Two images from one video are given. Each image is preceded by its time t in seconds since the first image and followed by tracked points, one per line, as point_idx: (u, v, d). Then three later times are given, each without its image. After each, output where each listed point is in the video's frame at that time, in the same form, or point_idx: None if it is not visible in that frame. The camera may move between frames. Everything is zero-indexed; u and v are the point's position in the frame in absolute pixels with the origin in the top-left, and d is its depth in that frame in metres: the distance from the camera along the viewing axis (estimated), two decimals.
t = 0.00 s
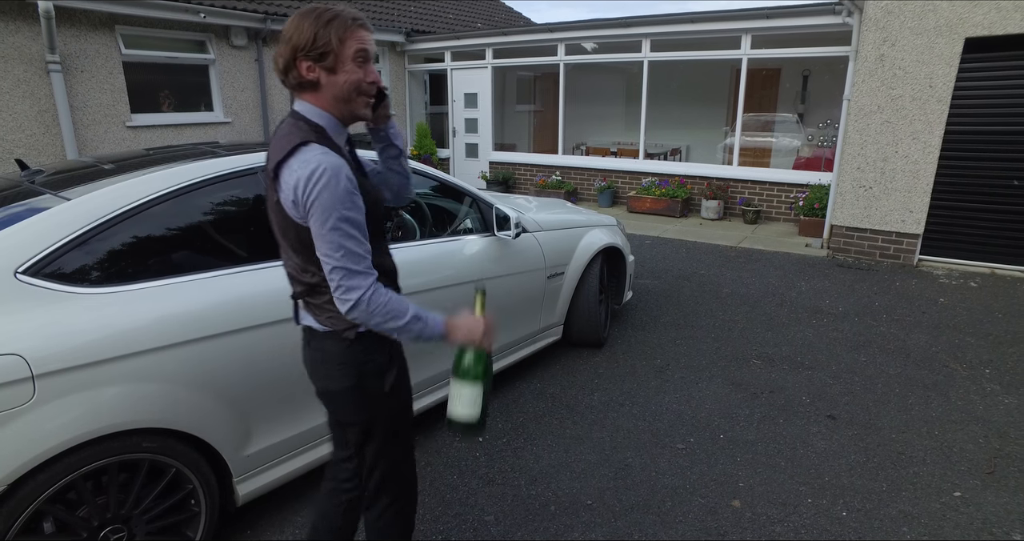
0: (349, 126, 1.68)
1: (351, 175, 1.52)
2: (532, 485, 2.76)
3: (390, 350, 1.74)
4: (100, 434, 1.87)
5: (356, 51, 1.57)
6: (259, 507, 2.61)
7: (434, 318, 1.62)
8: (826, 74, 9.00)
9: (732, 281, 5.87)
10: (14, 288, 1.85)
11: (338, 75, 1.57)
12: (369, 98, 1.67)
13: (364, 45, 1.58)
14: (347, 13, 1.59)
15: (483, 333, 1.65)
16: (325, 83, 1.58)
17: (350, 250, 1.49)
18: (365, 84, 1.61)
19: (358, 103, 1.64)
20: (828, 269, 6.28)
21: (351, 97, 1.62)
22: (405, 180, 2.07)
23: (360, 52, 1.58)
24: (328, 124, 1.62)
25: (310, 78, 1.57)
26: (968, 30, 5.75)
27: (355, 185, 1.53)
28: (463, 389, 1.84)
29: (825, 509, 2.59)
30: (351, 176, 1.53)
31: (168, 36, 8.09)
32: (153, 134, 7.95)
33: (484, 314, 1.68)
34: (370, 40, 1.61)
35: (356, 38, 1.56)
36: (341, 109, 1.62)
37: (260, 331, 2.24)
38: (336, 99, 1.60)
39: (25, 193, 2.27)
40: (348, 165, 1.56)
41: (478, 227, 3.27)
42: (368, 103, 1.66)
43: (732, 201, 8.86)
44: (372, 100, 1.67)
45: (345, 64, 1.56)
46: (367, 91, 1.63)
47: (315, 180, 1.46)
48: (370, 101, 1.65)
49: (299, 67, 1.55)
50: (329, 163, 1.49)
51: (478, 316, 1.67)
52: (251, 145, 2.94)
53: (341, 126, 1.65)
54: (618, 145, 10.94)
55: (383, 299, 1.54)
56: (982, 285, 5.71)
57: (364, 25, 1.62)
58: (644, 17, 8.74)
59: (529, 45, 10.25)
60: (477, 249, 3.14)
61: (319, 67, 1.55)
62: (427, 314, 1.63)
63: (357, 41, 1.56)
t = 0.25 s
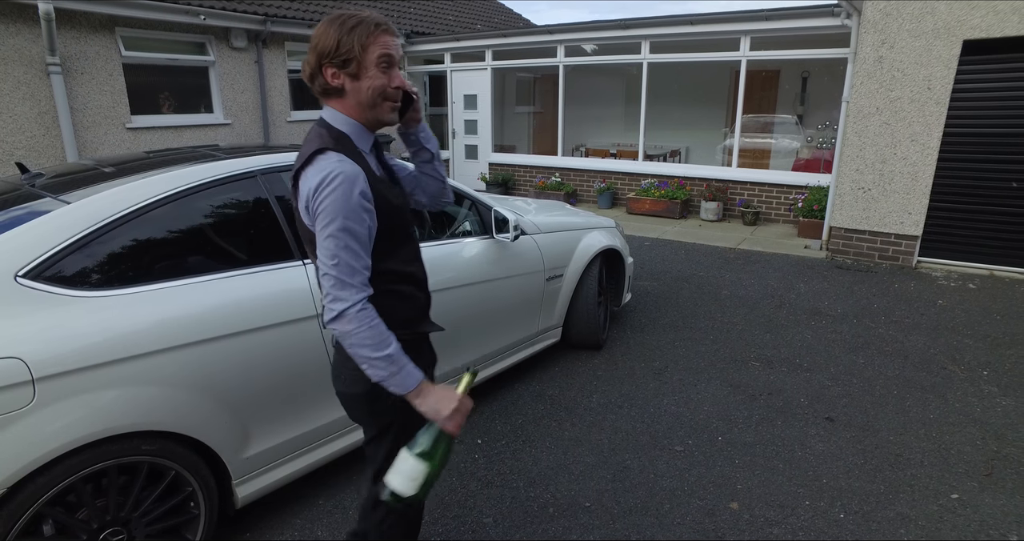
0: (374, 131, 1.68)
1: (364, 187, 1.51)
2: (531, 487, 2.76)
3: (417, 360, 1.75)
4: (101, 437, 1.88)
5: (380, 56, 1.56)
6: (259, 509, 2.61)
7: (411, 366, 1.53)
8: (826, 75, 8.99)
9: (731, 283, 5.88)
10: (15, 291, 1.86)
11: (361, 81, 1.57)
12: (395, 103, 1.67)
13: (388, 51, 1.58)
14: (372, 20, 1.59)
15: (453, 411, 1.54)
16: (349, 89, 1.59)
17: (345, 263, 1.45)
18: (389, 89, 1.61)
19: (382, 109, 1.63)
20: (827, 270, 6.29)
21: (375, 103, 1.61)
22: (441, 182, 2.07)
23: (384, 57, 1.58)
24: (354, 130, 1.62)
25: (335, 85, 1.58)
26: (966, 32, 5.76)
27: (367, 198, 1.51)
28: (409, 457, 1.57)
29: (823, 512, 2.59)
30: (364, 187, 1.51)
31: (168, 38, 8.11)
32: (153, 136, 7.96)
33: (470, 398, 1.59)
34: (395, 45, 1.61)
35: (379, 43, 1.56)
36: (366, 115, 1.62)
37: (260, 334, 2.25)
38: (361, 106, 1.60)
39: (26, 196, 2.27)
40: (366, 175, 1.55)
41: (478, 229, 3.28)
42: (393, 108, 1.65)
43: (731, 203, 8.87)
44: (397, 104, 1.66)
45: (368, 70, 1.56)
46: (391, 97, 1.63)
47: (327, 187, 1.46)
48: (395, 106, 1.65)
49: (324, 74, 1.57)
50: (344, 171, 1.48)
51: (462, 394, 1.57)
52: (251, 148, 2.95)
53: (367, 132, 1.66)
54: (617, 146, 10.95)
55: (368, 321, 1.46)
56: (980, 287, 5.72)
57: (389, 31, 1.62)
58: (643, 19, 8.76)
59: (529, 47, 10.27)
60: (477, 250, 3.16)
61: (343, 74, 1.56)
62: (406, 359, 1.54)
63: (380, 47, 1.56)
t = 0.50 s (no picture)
0: (394, 129, 1.66)
1: (361, 187, 1.50)
2: (529, 487, 2.77)
3: (425, 363, 1.73)
4: (100, 436, 1.89)
5: (390, 51, 1.56)
6: (258, 509, 2.62)
7: (380, 376, 1.53)
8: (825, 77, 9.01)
9: (730, 283, 5.88)
10: (14, 291, 1.87)
11: (373, 77, 1.57)
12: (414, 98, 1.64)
13: (399, 45, 1.57)
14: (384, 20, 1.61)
15: (407, 434, 1.54)
16: (364, 88, 1.59)
17: (330, 261, 1.47)
18: (404, 84, 1.59)
19: (398, 105, 1.61)
20: (826, 271, 6.30)
21: (390, 99, 1.59)
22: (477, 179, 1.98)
23: (395, 52, 1.57)
24: (371, 129, 1.61)
25: (352, 85, 1.60)
26: (963, 33, 5.78)
27: (363, 199, 1.50)
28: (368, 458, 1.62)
29: (821, 511, 2.60)
30: (361, 188, 1.50)
31: (168, 39, 8.12)
32: (153, 136, 7.96)
33: (429, 428, 1.56)
34: (407, 41, 1.60)
35: (388, 38, 1.56)
36: (383, 112, 1.61)
37: (259, 334, 2.25)
38: (377, 103, 1.59)
39: (25, 197, 2.28)
40: (369, 175, 1.53)
41: (476, 229, 3.29)
42: (410, 104, 1.62)
43: (730, 204, 8.87)
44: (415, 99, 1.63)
45: (379, 66, 1.56)
46: (406, 92, 1.60)
47: (322, 186, 1.48)
48: (412, 100, 1.62)
49: (340, 75, 1.59)
50: (342, 171, 1.48)
51: (421, 420, 1.56)
52: (251, 148, 2.96)
53: (385, 131, 1.63)
54: (617, 147, 10.96)
55: (344, 323, 1.47)
56: (979, 287, 5.73)
57: (401, 29, 1.62)
58: (642, 20, 8.77)
59: (528, 48, 10.28)
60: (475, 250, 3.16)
61: (357, 73, 1.57)
62: (379, 368, 1.54)
63: (390, 42, 1.56)
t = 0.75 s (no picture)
0: (418, 126, 1.66)
1: (373, 186, 1.52)
2: (526, 488, 2.77)
3: (441, 364, 1.70)
4: (97, 436, 1.89)
5: (411, 48, 1.57)
6: (256, 509, 2.62)
7: (391, 371, 1.54)
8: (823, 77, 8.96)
9: (729, 284, 5.89)
10: (12, 291, 1.87)
11: (396, 74, 1.58)
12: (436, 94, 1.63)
13: (420, 42, 1.58)
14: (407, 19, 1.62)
15: (415, 430, 1.54)
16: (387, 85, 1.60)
17: (343, 257, 1.50)
18: (424, 78, 1.58)
19: (421, 101, 1.61)
20: (825, 271, 6.31)
21: (412, 95, 1.60)
22: (508, 181, 1.93)
23: (416, 48, 1.58)
24: (394, 127, 1.63)
25: (377, 84, 1.62)
26: (961, 34, 5.78)
27: (375, 197, 1.52)
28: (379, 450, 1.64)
29: (818, 512, 2.60)
30: (373, 187, 1.52)
31: (167, 39, 8.12)
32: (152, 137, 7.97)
33: (437, 426, 1.55)
34: (430, 37, 1.61)
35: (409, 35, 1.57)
36: (407, 108, 1.62)
37: (257, 335, 2.26)
38: (400, 100, 1.61)
39: (23, 197, 2.28)
40: (382, 175, 1.55)
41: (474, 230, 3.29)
42: (433, 99, 1.62)
43: (730, 204, 8.87)
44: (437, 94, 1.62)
45: (401, 63, 1.57)
46: (429, 87, 1.61)
47: (338, 182, 1.51)
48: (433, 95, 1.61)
49: (366, 75, 1.62)
50: (355, 169, 1.51)
51: (429, 417, 1.55)
52: (249, 149, 2.96)
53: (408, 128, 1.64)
54: (616, 147, 10.97)
55: (355, 317, 1.50)
56: (978, 288, 5.73)
57: (425, 26, 1.63)
58: (641, 21, 8.78)
59: (528, 49, 10.29)
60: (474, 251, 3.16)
61: (381, 71, 1.59)
62: (390, 363, 1.55)
63: (412, 39, 1.57)
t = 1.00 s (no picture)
0: (453, 127, 1.69)
1: (400, 180, 1.56)
2: (524, 488, 2.78)
3: (463, 358, 1.72)
4: (95, 438, 1.89)
5: (448, 50, 1.60)
6: (254, 510, 2.63)
7: (413, 357, 1.57)
8: (821, 78, 8.95)
9: (726, 285, 5.90)
10: (11, 293, 1.88)
11: (433, 76, 1.62)
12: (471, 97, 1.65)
13: (458, 45, 1.61)
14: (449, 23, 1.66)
15: (434, 415, 1.56)
16: (425, 85, 1.64)
17: (371, 246, 1.56)
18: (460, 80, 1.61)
19: (454, 102, 1.64)
20: (823, 272, 6.32)
21: (446, 96, 1.63)
22: (542, 185, 1.93)
23: (454, 50, 1.61)
24: (428, 125, 1.66)
25: (416, 84, 1.66)
26: (958, 36, 5.80)
27: (402, 191, 1.57)
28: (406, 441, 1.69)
29: (814, 512, 2.61)
30: (401, 181, 1.57)
31: (167, 41, 8.14)
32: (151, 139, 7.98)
33: (456, 411, 1.57)
34: (469, 42, 1.64)
35: (449, 38, 1.61)
36: (441, 108, 1.65)
37: (255, 336, 2.27)
38: (435, 99, 1.64)
39: (22, 199, 2.29)
40: (411, 170, 1.59)
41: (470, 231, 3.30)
42: (465, 101, 1.65)
43: (728, 205, 8.88)
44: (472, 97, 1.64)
45: (438, 64, 1.61)
46: (463, 88, 1.63)
47: (368, 174, 1.57)
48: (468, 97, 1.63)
49: (407, 76, 1.67)
50: (384, 164, 1.56)
51: (448, 402, 1.57)
52: (247, 151, 2.97)
53: (443, 127, 1.67)
54: (615, 149, 10.99)
55: (379, 305, 1.55)
56: (975, 289, 5.75)
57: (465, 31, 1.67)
58: (640, 22, 8.79)
59: (527, 50, 10.31)
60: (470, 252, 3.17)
61: (419, 72, 1.64)
62: (412, 350, 1.58)
63: (450, 42, 1.61)
